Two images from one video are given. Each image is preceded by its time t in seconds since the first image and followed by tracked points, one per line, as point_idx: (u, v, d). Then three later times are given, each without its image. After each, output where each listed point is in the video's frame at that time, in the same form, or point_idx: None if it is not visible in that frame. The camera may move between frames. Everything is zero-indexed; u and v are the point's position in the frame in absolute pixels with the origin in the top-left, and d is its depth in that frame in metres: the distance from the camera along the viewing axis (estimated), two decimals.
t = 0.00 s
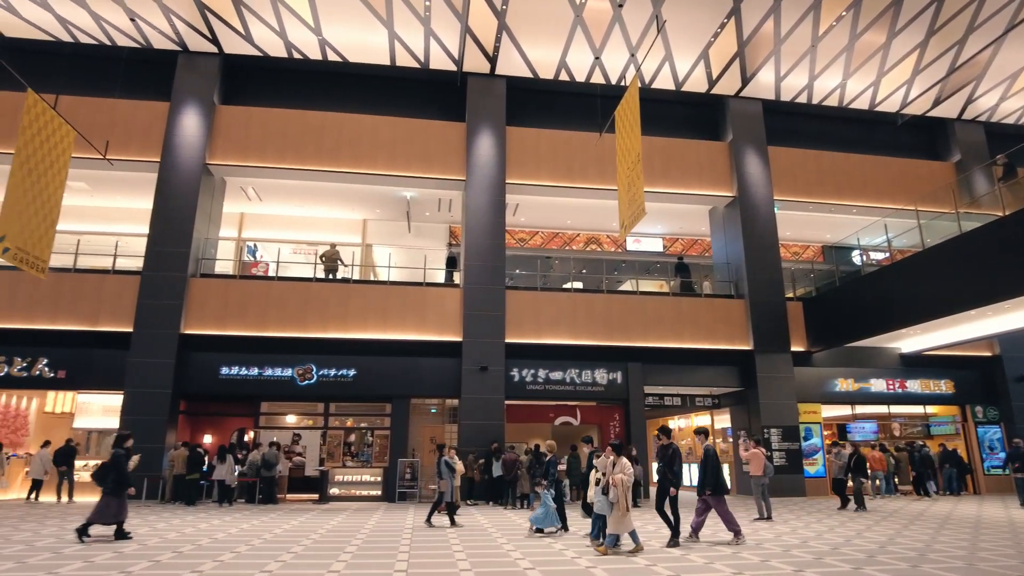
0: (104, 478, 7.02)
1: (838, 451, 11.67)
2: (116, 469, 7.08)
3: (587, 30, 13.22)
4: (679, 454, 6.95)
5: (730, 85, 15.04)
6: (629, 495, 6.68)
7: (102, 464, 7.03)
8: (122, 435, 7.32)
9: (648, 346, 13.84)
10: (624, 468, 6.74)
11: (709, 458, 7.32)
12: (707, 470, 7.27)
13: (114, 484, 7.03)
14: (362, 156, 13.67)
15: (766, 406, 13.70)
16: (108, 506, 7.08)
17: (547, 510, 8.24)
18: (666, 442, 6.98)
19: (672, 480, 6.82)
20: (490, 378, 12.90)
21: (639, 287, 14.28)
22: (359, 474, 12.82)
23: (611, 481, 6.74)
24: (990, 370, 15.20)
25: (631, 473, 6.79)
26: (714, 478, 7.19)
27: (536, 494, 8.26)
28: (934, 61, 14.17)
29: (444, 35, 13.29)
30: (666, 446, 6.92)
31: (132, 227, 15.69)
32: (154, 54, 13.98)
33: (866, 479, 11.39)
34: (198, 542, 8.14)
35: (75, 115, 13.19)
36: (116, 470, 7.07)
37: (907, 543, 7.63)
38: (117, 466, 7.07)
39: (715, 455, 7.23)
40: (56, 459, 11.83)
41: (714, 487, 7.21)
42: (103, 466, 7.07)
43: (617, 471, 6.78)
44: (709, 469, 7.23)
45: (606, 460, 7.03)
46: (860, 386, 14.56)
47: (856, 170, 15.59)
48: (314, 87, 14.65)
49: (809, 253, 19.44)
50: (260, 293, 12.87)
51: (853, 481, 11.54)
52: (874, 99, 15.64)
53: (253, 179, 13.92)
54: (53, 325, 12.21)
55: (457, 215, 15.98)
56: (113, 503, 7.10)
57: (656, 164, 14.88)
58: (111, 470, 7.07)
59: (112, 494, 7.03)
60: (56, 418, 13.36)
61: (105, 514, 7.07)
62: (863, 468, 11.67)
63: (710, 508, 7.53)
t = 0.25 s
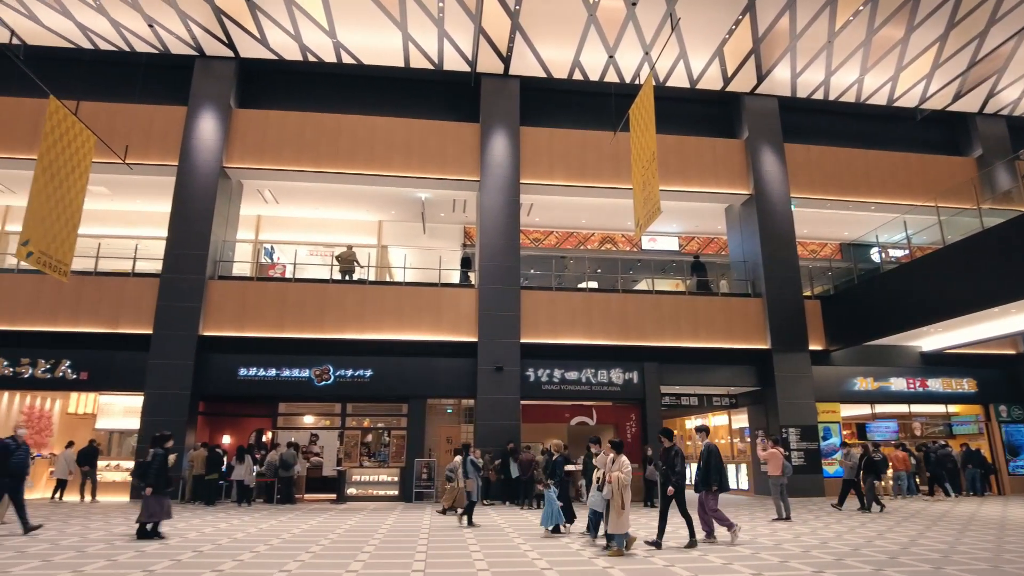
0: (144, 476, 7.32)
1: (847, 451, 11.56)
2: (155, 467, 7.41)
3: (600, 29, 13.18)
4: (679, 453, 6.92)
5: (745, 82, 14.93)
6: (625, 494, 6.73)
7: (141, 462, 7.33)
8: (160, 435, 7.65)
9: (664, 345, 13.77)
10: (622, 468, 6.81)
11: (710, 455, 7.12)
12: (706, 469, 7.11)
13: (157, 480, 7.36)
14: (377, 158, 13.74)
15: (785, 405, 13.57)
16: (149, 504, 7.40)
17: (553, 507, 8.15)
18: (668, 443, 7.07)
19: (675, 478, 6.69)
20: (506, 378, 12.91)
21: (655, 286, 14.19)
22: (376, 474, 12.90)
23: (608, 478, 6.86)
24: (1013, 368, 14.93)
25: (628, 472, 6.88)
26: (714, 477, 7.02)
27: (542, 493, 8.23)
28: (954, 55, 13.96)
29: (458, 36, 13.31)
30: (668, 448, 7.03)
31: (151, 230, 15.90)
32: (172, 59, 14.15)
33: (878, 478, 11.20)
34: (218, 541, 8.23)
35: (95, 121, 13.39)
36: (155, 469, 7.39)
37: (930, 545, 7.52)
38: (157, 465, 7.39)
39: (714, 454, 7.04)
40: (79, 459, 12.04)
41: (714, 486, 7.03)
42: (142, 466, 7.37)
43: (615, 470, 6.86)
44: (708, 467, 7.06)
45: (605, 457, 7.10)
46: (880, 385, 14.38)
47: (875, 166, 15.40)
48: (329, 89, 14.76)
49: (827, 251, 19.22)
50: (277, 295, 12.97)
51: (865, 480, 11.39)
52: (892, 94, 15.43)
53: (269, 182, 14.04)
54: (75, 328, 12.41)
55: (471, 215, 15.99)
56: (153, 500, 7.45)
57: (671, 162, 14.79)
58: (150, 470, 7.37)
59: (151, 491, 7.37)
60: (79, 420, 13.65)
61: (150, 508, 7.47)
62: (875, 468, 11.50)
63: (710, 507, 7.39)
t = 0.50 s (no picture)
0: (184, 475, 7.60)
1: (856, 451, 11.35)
2: (193, 467, 7.73)
3: (613, 28, 13.13)
4: (681, 454, 6.90)
5: (760, 79, 14.79)
6: (624, 497, 6.54)
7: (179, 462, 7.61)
8: (197, 438, 7.88)
9: (680, 344, 13.70)
10: (620, 469, 6.61)
11: (711, 457, 7.10)
12: (708, 470, 7.05)
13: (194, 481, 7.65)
14: (391, 159, 13.80)
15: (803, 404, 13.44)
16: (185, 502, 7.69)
17: (561, 507, 8.19)
18: (668, 442, 7.00)
19: (675, 477, 6.76)
20: (521, 378, 12.91)
21: (670, 285, 14.13)
22: (393, 474, 12.97)
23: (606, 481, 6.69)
24: None
25: (626, 475, 6.63)
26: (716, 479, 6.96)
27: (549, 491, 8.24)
28: (974, 48, 13.74)
29: (471, 37, 13.33)
30: (669, 447, 6.96)
31: (170, 233, 16.09)
32: (188, 64, 14.31)
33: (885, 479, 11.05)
34: (237, 540, 8.31)
35: (114, 126, 13.57)
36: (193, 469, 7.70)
37: (952, 546, 7.40)
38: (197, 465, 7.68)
39: (715, 456, 7.01)
40: (100, 460, 12.21)
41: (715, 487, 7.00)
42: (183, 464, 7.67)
43: (614, 472, 6.67)
44: (710, 468, 7.03)
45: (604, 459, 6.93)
46: (900, 383, 14.18)
47: (893, 162, 15.20)
48: (344, 92, 14.85)
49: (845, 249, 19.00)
50: (294, 297, 13.07)
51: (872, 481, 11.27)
52: (911, 89, 15.21)
53: (285, 184, 14.15)
54: (95, 330, 12.59)
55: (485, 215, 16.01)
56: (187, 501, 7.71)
57: (685, 160, 14.72)
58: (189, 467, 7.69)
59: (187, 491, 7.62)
60: (100, 420, 13.69)
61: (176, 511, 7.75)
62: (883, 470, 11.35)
63: (714, 508, 7.35)
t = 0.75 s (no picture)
0: (220, 474, 7.73)
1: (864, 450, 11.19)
2: (230, 469, 7.81)
3: (627, 27, 13.08)
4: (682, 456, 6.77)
5: (776, 76, 14.66)
6: (620, 494, 6.52)
7: (218, 463, 7.75)
8: (230, 439, 8.14)
9: (696, 344, 13.61)
10: (615, 467, 6.61)
11: (712, 459, 6.93)
12: (709, 473, 6.91)
13: (230, 482, 7.76)
14: (405, 160, 13.85)
15: (821, 403, 13.30)
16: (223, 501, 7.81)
17: (567, 508, 7.96)
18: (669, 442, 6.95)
19: (677, 480, 6.65)
20: (536, 378, 12.90)
21: (686, 284, 14.04)
22: (410, 474, 13.00)
23: (602, 478, 6.68)
24: None
25: (622, 472, 6.62)
26: (716, 482, 6.84)
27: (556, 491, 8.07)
28: (995, 41, 13.53)
29: (483, 37, 13.34)
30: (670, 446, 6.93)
31: (187, 235, 16.27)
32: (205, 69, 14.45)
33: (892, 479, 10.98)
34: (256, 540, 8.38)
35: (132, 130, 13.74)
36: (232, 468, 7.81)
37: (976, 547, 7.28)
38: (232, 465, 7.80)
39: (716, 459, 6.84)
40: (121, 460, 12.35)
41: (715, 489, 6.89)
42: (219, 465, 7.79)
43: (610, 469, 6.67)
44: (710, 471, 6.88)
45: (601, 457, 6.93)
46: (920, 382, 13.94)
47: (912, 158, 15.00)
48: (358, 94, 14.94)
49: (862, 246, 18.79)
50: (310, 298, 13.16)
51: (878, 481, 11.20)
52: (929, 83, 15.00)
53: (300, 186, 14.25)
54: (115, 332, 12.74)
55: (499, 216, 16.01)
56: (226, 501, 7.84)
57: (701, 159, 14.63)
58: (225, 467, 7.81)
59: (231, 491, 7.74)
60: (121, 421, 13.94)
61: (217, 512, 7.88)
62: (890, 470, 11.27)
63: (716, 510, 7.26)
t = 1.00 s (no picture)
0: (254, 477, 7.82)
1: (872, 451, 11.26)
2: (264, 471, 7.86)
3: (640, 25, 13.03)
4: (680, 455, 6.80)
5: (791, 72, 14.53)
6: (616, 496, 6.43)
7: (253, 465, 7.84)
8: (264, 441, 8.04)
9: (712, 343, 13.53)
10: (613, 468, 6.51)
11: (710, 459, 7.03)
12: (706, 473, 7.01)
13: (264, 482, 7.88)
14: (418, 161, 13.89)
15: (839, 402, 13.16)
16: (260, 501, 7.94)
17: (574, 508, 7.76)
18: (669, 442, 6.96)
19: (676, 481, 6.60)
20: (551, 378, 12.88)
21: (701, 283, 13.97)
22: (425, 474, 13.04)
23: (599, 479, 6.59)
24: None
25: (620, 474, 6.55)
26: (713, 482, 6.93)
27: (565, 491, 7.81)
28: (1016, 34, 13.30)
29: (496, 37, 13.34)
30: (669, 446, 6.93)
31: (205, 237, 16.46)
32: (220, 72, 14.60)
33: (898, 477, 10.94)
34: (273, 540, 8.45)
35: (150, 134, 13.90)
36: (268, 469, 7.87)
37: (1000, 549, 7.16)
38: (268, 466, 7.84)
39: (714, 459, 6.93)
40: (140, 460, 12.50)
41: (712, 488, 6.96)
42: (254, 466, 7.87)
43: (606, 470, 6.59)
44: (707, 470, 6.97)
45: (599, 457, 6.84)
46: (940, 381, 13.81)
47: (930, 154, 14.80)
48: (371, 96, 15.01)
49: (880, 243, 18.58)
50: (326, 299, 13.24)
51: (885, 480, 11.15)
52: (948, 78, 14.79)
53: (315, 188, 14.34)
54: (134, 333, 12.89)
55: (513, 216, 16.02)
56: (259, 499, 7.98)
57: (715, 156, 14.54)
58: (260, 469, 7.88)
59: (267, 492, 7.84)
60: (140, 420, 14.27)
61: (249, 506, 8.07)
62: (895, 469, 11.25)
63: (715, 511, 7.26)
